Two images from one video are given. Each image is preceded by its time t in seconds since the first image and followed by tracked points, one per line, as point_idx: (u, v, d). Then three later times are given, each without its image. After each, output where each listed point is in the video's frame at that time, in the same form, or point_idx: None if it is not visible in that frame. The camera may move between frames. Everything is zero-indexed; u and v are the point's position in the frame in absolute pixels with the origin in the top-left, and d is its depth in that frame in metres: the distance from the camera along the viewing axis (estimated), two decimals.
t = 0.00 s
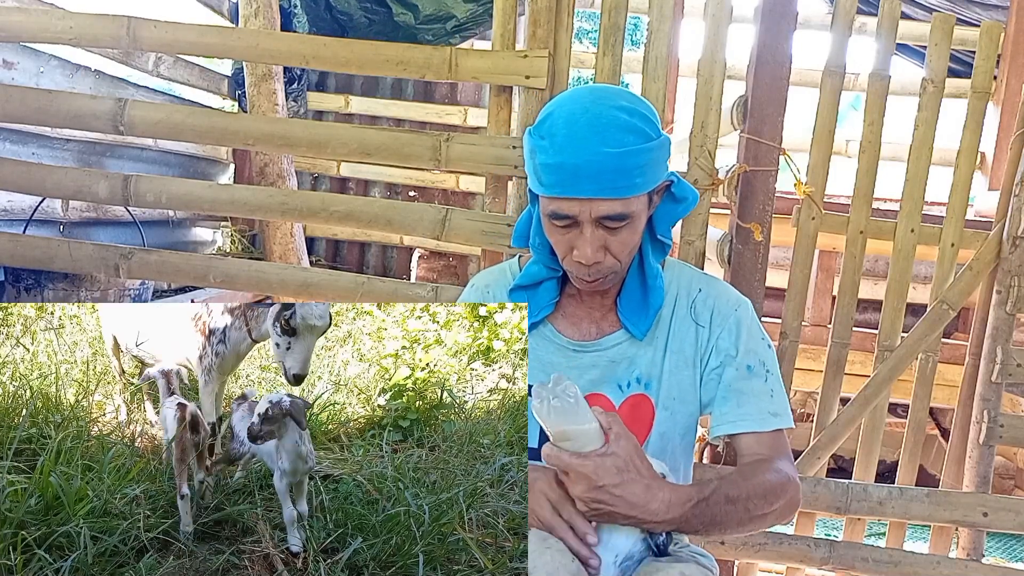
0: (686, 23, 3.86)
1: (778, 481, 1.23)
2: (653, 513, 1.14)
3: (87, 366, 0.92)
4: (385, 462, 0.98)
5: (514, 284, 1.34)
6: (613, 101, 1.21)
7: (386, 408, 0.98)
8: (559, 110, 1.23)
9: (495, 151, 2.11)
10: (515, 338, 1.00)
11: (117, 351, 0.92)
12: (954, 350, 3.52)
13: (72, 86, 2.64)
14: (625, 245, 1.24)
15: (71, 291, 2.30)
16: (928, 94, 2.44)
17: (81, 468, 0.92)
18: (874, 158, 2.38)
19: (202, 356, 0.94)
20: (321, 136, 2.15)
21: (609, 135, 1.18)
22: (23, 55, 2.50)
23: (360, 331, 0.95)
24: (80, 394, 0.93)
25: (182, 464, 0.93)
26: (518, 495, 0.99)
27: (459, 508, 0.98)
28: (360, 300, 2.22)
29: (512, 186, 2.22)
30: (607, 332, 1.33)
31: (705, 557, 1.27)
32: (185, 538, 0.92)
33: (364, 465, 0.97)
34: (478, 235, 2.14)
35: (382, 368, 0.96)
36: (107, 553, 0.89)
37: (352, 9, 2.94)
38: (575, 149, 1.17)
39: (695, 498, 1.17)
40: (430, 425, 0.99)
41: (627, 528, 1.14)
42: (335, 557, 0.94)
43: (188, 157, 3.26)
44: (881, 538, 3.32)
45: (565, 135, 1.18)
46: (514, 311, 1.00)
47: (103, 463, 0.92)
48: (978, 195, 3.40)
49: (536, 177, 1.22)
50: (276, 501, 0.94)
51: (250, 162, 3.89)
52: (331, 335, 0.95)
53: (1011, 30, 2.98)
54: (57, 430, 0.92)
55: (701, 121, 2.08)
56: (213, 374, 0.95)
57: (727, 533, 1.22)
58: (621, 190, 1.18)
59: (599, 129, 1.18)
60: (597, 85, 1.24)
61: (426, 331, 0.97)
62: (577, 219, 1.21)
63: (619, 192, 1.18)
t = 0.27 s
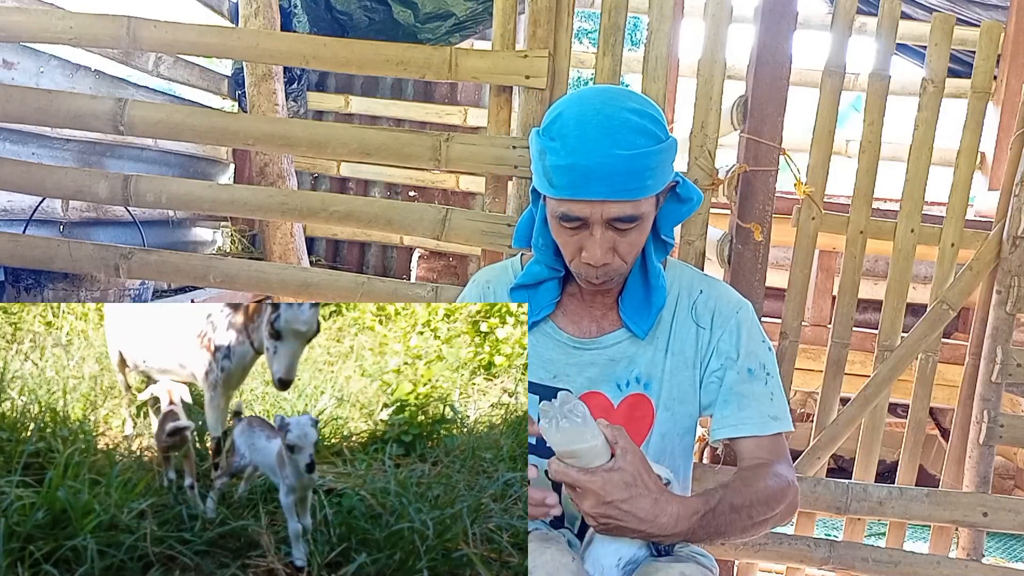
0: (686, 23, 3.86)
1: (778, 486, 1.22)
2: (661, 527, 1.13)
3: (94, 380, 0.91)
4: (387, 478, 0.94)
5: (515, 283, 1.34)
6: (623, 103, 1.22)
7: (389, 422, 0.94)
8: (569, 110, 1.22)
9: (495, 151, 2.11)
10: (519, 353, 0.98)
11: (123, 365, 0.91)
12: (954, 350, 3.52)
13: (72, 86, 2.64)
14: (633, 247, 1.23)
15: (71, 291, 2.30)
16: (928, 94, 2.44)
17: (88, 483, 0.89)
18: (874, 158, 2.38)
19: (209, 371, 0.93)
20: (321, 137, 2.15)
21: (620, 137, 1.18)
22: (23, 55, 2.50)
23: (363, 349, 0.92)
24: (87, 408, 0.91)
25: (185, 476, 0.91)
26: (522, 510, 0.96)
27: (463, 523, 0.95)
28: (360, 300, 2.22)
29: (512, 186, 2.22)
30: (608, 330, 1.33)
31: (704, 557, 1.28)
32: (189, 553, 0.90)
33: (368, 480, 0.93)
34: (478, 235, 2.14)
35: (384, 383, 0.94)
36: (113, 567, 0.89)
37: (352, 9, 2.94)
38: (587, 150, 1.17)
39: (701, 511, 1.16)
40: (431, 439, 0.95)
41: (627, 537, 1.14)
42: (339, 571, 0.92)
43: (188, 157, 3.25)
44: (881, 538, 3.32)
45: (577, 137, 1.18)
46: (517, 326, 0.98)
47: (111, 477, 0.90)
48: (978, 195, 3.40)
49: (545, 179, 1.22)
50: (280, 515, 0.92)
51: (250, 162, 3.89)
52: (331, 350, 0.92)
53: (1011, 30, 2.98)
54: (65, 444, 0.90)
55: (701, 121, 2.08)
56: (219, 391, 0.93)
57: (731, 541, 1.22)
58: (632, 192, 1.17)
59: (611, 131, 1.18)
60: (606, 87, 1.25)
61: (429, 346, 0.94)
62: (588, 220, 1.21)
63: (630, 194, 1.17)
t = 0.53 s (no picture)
0: (687, 23, 3.86)
1: (781, 487, 1.23)
2: (662, 540, 1.14)
3: (94, 388, 0.90)
4: (388, 488, 0.93)
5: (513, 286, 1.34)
6: (610, 100, 1.22)
7: (390, 431, 0.93)
8: (556, 111, 1.23)
9: (495, 151, 2.11)
10: (518, 364, 0.95)
11: (122, 372, 0.90)
12: (954, 350, 3.52)
13: (72, 86, 2.64)
14: (628, 243, 1.23)
15: (71, 291, 2.30)
16: (928, 94, 2.44)
17: (88, 491, 0.87)
18: (874, 158, 2.38)
19: (210, 380, 0.92)
20: (321, 137, 2.15)
21: (608, 133, 1.19)
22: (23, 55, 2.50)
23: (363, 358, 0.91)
24: (86, 416, 0.90)
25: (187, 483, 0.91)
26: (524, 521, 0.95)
27: (465, 534, 0.94)
28: (360, 300, 2.22)
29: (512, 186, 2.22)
30: (608, 330, 1.33)
31: (704, 556, 1.28)
32: (190, 563, 0.88)
33: (369, 489, 0.92)
34: (478, 235, 2.14)
35: (384, 392, 0.93)
36: None
37: (352, 9, 2.94)
38: (576, 148, 1.17)
39: (704, 522, 1.17)
40: (432, 449, 0.94)
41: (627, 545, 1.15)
42: None
43: (188, 157, 3.25)
44: (881, 538, 3.32)
45: (564, 136, 1.19)
46: (516, 337, 0.95)
47: (111, 485, 0.88)
48: (978, 195, 3.40)
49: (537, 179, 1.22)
50: (281, 525, 0.91)
51: (250, 162, 3.89)
52: (331, 359, 0.91)
53: (1011, 30, 2.98)
54: (65, 451, 0.88)
55: (701, 121, 2.08)
56: (219, 398, 0.92)
57: (736, 542, 1.23)
58: (623, 187, 1.18)
59: (598, 128, 1.19)
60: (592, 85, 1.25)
61: (428, 356, 0.93)
62: (581, 218, 1.20)
63: (621, 189, 1.18)
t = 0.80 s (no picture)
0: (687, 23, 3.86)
1: (783, 487, 1.23)
2: (666, 546, 1.15)
3: (90, 388, 0.95)
4: (394, 489, 0.96)
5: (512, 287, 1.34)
6: (615, 101, 1.22)
7: (394, 432, 0.96)
8: (561, 111, 1.22)
9: (495, 151, 2.11)
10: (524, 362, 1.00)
11: (116, 372, 0.94)
12: (954, 350, 3.51)
13: (72, 86, 2.64)
14: (630, 245, 1.23)
15: (71, 291, 2.30)
16: (928, 94, 2.44)
17: (83, 494, 0.94)
18: (874, 158, 2.38)
19: (208, 378, 0.96)
20: (321, 137, 2.15)
21: (613, 134, 1.18)
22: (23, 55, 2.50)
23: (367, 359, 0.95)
24: (82, 417, 0.95)
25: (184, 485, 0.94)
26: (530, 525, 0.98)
27: (473, 537, 0.97)
28: (360, 300, 2.22)
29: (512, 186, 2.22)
30: (607, 331, 1.33)
31: (705, 556, 1.28)
32: (188, 567, 0.93)
33: (373, 492, 0.96)
34: (479, 235, 2.14)
35: (388, 392, 0.96)
36: None
37: (352, 9, 2.94)
38: (582, 148, 1.17)
39: (707, 525, 1.18)
40: (438, 451, 0.97)
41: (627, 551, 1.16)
42: None
43: (188, 157, 3.25)
44: (881, 538, 3.32)
45: (570, 136, 1.18)
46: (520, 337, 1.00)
47: (106, 488, 0.94)
48: (978, 195, 3.40)
49: (540, 179, 1.21)
50: (281, 529, 0.94)
51: (250, 162, 3.89)
52: (333, 357, 0.95)
53: (1011, 30, 2.98)
54: (59, 453, 0.93)
55: (701, 120, 2.08)
56: (219, 396, 0.96)
57: (742, 545, 1.23)
58: (627, 189, 1.18)
59: (604, 129, 1.18)
60: (596, 86, 1.25)
61: (433, 355, 0.97)
62: (584, 219, 1.21)
63: (625, 190, 1.18)
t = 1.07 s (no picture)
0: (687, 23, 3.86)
1: (780, 492, 1.23)
2: (677, 541, 1.14)
3: (91, 386, 0.95)
4: (396, 490, 0.97)
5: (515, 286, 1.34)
6: (626, 98, 1.22)
7: (395, 432, 0.97)
8: (571, 107, 1.23)
9: (495, 151, 2.11)
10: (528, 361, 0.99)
11: (116, 371, 0.95)
12: (954, 350, 3.51)
13: (72, 86, 2.65)
14: (638, 242, 1.23)
15: (71, 291, 2.30)
16: (928, 94, 2.44)
17: (83, 494, 0.93)
18: (874, 158, 2.38)
19: (209, 377, 0.96)
20: (321, 136, 2.15)
21: (624, 130, 1.19)
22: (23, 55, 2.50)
23: (367, 359, 0.96)
24: (83, 416, 0.95)
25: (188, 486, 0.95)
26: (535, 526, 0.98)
27: (476, 538, 0.97)
28: (360, 300, 2.22)
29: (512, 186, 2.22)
30: (608, 331, 1.33)
31: (705, 557, 1.27)
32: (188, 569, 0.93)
33: (375, 492, 0.97)
34: (479, 235, 2.14)
35: (390, 392, 0.97)
36: None
37: (352, 9, 2.94)
38: (592, 143, 1.17)
39: (718, 523, 1.17)
40: (439, 451, 0.98)
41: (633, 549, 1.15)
42: None
43: (187, 157, 3.25)
44: (881, 538, 3.32)
45: (581, 131, 1.19)
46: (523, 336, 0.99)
47: (107, 487, 0.94)
48: (978, 195, 3.40)
49: (549, 173, 1.21)
50: (283, 530, 0.95)
51: (250, 162, 3.89)
52: (335, 356, 0.96)
53: (1011, 30, 2.98)
54: (59, 452, 0.93)
55: (701, 121, 2.08)
56: (219, 396, 0.96)
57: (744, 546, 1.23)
58: (636, 186, 1.18)
59: (615, 125, 1.19)
60: (608, 84, 1.25)
61: (435, 355, 0.97)
62: (592, 214, 1.20)
63: (634, 187, 1.18)
